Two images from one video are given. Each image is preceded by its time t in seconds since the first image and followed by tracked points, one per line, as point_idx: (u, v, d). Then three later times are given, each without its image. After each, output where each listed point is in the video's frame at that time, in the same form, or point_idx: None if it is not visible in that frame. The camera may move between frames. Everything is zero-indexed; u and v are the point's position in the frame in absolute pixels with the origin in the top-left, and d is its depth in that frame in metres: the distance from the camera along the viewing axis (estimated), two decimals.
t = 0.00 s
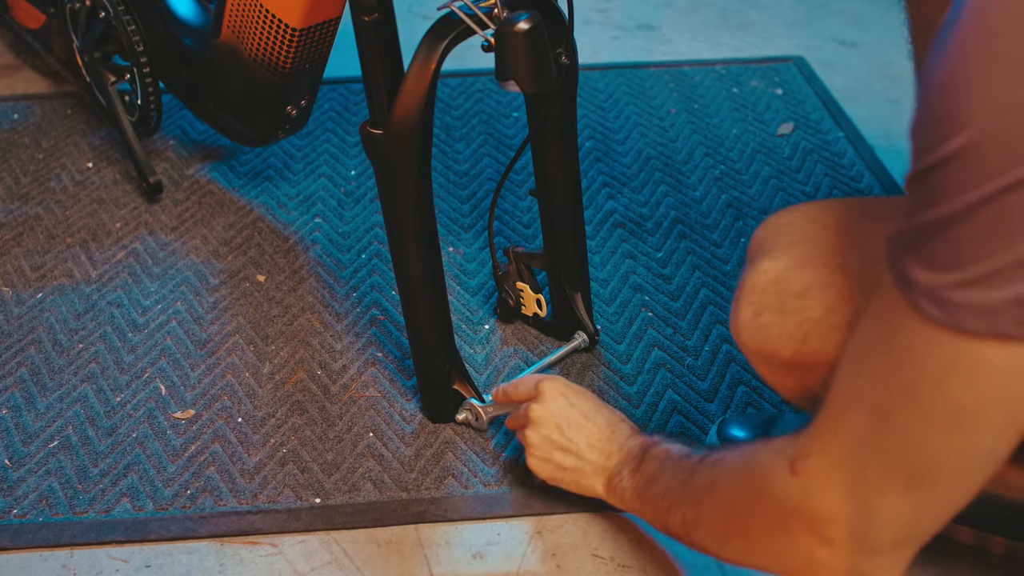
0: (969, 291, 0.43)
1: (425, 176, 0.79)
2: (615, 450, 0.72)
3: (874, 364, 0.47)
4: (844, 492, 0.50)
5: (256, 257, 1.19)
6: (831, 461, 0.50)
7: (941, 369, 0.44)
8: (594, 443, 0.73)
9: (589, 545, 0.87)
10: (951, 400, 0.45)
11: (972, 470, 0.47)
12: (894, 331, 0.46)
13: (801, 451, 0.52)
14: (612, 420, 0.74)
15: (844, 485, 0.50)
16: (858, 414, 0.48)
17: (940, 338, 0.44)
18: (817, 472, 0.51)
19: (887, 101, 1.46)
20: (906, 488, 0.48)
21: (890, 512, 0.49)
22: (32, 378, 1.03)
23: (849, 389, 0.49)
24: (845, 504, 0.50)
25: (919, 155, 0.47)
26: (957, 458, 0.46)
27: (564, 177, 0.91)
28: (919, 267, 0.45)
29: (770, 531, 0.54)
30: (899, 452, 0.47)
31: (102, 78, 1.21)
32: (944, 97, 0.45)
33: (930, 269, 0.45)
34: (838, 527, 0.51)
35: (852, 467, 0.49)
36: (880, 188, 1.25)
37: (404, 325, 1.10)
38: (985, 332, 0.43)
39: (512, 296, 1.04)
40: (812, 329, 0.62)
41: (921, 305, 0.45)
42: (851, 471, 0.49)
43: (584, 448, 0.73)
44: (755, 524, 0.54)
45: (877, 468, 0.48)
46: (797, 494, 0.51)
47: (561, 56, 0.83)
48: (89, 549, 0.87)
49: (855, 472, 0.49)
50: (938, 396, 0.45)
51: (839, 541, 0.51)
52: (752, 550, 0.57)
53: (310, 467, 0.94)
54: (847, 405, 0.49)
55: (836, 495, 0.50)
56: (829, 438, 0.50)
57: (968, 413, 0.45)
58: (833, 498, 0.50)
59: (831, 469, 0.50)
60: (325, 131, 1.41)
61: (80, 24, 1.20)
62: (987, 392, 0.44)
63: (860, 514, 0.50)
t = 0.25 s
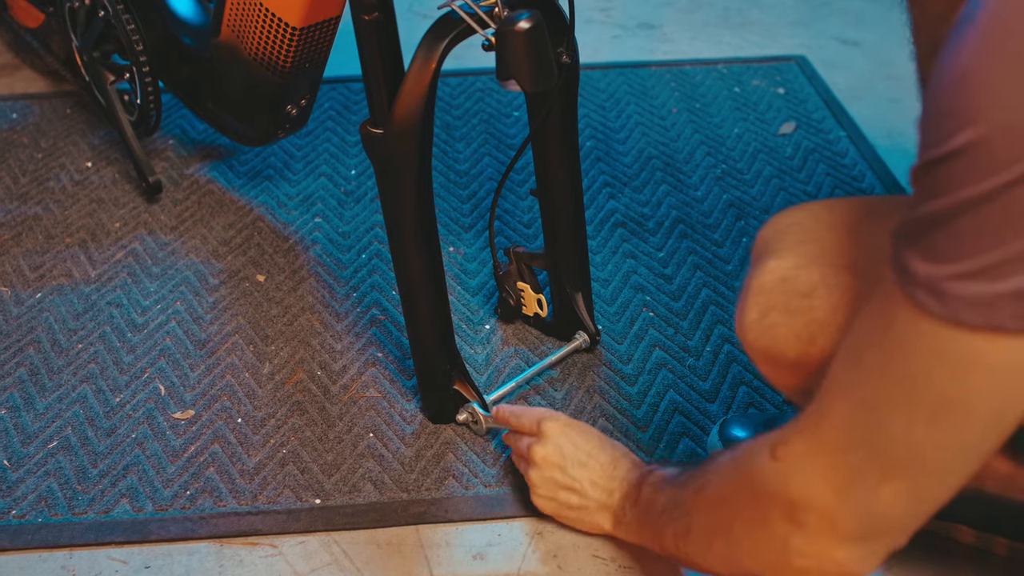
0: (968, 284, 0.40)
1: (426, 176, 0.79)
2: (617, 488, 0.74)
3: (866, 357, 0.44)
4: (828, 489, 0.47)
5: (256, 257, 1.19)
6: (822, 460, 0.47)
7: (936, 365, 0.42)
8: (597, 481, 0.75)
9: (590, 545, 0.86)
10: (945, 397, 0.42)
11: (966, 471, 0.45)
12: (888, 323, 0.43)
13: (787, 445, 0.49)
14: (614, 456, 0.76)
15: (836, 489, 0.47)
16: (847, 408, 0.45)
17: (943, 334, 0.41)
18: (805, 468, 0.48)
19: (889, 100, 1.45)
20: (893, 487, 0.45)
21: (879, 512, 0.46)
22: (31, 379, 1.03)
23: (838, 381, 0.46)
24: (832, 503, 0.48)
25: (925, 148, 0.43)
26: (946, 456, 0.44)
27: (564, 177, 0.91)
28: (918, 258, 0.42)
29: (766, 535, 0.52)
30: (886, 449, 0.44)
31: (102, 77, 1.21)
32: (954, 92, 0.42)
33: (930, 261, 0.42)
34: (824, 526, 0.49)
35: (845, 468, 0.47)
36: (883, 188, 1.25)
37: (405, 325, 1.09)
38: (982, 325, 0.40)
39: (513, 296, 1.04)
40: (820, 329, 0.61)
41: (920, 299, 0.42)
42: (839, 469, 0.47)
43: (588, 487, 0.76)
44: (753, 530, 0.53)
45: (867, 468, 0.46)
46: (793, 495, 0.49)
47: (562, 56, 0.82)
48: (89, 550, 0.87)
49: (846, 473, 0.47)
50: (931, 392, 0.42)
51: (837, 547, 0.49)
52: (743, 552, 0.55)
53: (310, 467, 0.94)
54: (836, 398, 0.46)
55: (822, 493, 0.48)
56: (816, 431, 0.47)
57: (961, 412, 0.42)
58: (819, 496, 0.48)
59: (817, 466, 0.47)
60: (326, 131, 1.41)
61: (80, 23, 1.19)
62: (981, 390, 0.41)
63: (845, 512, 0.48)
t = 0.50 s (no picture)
0: (990, 292, 0.40)
1: (426, 175, 0.78)
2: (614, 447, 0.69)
3: (881, 364, 0.44)
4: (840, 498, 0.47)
5: (256, 257, 1.19)
6: (831, 466, 0.47)
7: (952, 373, 0.41)
8: (591, 441, 0.70)
9: (591, 546, 0.86)
10: (961, 404, 0.42)
11: (984, 479, 0.44)
12: (903, 328, 0.43)
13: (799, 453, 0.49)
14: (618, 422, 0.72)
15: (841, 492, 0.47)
16: (859, 415, 0.45)
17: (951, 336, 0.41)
18: (815, 474, 0.47)
19: (891, 100, 1.45)
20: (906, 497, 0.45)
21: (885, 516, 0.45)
22: (30, 379, 1.03)
23: (852, 389, 0.45)
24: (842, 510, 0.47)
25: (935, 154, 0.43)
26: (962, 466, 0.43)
27: (565, 176, 0.90)
28: (933, 266, 0.42)
29: (767, 536, 0.51)
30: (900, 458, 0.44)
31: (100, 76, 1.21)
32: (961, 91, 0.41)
33: (945, 268, 0.41)
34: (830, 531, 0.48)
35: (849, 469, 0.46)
36: (885, 188, 1.25)
37: (405, 325, 1.09)
38: (1004, 334, 0.40)
39: (514, 296, 1.03)
40: (824, 332, 0.60)
41: (936, 304, 0.41)
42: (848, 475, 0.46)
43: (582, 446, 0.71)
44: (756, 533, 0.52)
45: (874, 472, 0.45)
46: (797, 498, 0.49)
47: (563, 55, 0.82)
48: (88, 551, 0.86)
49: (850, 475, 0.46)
50: (947, 400, 0.42)
51: (844, 549, 0.48)
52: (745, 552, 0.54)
53: (310, 468, 0.93)
54: (849, 405, 0.46)
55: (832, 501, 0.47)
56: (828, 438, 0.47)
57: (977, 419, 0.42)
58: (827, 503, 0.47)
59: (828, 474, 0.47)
60: (326, 130, 1.41)
61: (79, 23, 1.19)
62: (998, 398, 0.41)
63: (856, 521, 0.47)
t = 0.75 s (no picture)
0: (988, 361, 0.42)
1: (426, 175, 0.78)
2: (608, 444, 0.77)
3: (870, 412, 0.48)
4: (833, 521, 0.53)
5: (255, 257, 1.18)
6: (816, 493, 0.53)
7: (940, 428, 0.45)
8: (586, 439, 0.79)
9: (591, 548, 0.86)
10: (947, 454, 0.46)
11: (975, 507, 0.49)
12: (890, 387, 0.46)
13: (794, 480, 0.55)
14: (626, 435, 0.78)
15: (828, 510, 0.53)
16: (850, 455, 0.50)
17: (939, 398, 0.44)
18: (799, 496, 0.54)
19: (894, 99, 1.45)
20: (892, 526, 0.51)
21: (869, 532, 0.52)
22: (29, 380, 1.02)
23: (844, 432, 0.50)
24: (835, 532, 0.54)
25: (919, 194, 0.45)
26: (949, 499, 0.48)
27: (565, 176, 0.90)
28: (932, 336, 0.43)
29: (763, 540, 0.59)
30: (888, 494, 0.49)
31: (99, 75, 1.20)
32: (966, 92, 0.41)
33: (946, 336, 0.43)
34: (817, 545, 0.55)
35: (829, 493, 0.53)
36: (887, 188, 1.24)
37: (405, 325, 1.09)
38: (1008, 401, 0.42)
39: (514, 296, 1.03)
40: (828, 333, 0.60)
41: (940, 373, 0.43)
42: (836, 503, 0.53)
43: (577, 441, 0.79)
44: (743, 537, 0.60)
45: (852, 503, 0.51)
46: (780, 515, 0.56)
47: (564, 55, 0.81)
48: (87, 552, 0.86)
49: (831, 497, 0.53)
50: (934, 451, 0.46)
51: (832, 560, 0.55)
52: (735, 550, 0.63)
53: (310, 469, 0.93)
54: (839, 445, 0.51)
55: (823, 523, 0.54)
56: (819, 474, 0.53)
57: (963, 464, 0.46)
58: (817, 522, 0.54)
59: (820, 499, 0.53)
60: (326, 129, 1.40)
61: (78, 22, 1.19)
62: (989, 451, 0.45)
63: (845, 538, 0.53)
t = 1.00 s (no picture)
0: (997, 354, 0.41)
1: (427, 175, 0.78)
2: (613, 462, 0.82)
3: (873, 413, 0.48)
4: (837, 521, 0.54)
5: (255, 257, 1.18)
6: (821, 494, 0.54)
7: (940, 428, 0.45)
8: (594, 457, 0.83)
9: (592, 548, 0.85)
10: (948, 454, 0.46)
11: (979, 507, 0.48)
12: (893, 388, 0.46)
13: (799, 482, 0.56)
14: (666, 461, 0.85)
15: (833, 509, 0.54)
16: (852, 456, 0.51)
17: (943, 393, 0.44)
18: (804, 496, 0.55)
19: (896, 99, 1.44)
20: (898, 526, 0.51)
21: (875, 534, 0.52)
22: (28, 380, 1.02)
23: (845, 434, 0.51)
24: (840, 534, 0.54)
25: (927, 185, 0.45)
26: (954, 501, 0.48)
27: (567, 176, 0.90)
28: (938, 330, 0.43)
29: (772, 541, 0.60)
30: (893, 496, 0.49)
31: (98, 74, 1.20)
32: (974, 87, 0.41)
33: (952, 330, 0.42)
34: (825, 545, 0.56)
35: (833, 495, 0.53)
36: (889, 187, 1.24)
37: (405, 325, 1.08)
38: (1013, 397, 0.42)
39: (515, 296, 1.02)
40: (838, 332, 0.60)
41: (946, 367, 0.43)
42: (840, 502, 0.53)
43: (584, 458, 0.84)
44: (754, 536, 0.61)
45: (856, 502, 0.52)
46: (782, 514, 0.57)
47: (564, 54, 0.81)
48: (86, 553, 0.85)
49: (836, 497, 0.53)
50: (937, 449, 0.46)
51: (835, 555, 0.55)
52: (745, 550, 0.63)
53: (310, 469, 0.92)
54: (841, 447, 0.51)
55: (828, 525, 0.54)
56: (823, 474, 0.53)
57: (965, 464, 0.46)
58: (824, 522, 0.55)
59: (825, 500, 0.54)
60: (326, 129, 1.40)
61: (77, 20, 1.18)
62: (991, 451, 0.45)
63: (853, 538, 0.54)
